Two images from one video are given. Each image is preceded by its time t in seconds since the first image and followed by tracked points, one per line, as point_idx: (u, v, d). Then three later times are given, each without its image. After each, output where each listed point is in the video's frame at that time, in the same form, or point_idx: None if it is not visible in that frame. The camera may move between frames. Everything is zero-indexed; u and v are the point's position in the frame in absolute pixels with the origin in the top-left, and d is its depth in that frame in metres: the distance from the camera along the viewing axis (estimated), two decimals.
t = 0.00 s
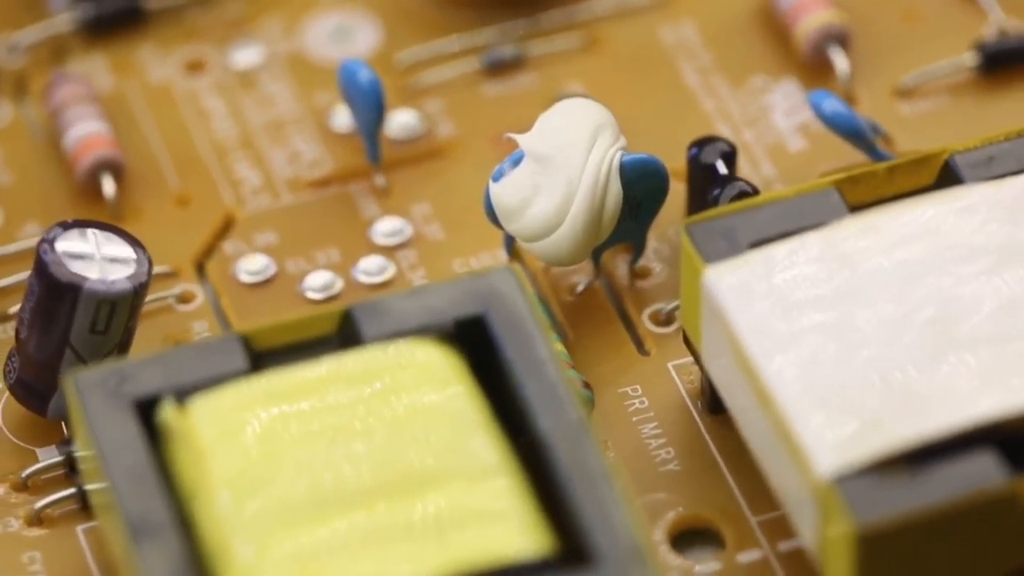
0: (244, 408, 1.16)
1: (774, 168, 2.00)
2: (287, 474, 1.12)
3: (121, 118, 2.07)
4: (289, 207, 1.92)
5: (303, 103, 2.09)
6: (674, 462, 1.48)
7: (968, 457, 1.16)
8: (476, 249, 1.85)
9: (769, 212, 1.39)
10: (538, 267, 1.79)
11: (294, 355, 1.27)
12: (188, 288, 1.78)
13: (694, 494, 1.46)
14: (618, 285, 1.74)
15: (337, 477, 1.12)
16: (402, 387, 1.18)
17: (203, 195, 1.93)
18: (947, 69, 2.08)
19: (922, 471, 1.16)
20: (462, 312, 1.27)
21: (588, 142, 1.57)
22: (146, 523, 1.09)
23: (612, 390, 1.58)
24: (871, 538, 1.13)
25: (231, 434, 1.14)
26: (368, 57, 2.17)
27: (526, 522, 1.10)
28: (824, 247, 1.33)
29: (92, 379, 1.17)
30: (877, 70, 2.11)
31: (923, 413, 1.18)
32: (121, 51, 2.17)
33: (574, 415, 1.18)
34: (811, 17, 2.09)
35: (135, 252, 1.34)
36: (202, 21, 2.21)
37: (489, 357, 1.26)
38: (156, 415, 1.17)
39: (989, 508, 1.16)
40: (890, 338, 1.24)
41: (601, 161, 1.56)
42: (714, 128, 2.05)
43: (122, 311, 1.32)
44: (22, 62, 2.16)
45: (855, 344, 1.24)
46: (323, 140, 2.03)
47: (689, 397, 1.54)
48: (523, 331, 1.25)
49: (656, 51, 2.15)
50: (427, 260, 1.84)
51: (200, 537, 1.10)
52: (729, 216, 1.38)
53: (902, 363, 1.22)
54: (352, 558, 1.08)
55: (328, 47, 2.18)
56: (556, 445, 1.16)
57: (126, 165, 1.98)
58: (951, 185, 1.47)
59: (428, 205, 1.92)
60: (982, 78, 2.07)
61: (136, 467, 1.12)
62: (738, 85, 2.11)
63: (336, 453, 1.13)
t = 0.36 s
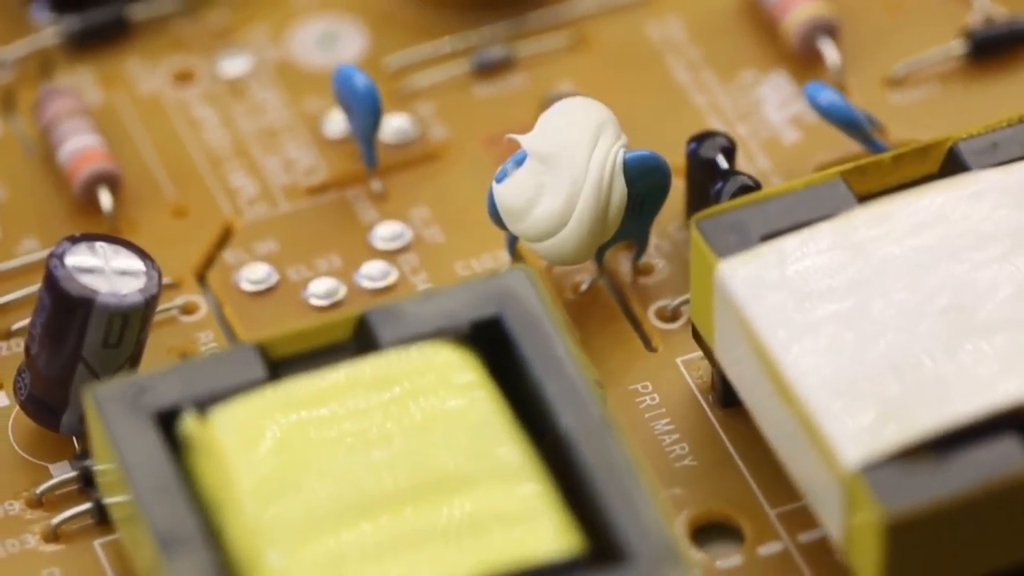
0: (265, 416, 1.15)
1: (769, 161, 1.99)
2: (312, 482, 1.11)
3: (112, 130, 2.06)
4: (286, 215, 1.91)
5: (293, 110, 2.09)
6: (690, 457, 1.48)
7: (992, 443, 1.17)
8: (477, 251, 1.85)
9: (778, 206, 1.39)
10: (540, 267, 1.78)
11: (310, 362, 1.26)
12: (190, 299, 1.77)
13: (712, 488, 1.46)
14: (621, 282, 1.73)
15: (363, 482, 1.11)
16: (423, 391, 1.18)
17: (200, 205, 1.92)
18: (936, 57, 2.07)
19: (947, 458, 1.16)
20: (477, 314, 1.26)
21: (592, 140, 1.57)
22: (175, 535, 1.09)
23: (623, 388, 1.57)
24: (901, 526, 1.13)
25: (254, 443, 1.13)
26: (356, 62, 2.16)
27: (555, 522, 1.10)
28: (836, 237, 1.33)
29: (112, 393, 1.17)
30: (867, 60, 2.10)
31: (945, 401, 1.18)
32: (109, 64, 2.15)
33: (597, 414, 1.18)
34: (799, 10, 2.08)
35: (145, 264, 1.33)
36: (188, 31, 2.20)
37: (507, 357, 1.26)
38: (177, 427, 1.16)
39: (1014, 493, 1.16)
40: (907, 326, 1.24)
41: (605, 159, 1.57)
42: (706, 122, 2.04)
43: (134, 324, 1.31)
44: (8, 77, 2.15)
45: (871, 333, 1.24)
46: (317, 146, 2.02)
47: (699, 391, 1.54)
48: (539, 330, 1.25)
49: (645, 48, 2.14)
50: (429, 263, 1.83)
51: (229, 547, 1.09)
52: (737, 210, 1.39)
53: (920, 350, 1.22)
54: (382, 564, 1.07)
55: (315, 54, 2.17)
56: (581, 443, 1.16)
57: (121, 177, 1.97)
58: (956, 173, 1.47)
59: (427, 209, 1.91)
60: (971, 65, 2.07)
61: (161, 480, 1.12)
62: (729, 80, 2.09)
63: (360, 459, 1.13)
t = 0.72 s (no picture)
0: (289, 423, 1.15)
1: (764, 155, 1.98)
2: (340, 488, 1.11)
3: (104, 144, 2.03)
4: (284, 223, 1.90)
5: (284, 119, 2.06)
6: (705, 452, 1.48)
7: (1015, 427, 1.18)
8: (479, 253, 1.84)
9: (787, 197, 1.40)
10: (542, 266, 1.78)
11: (328, 369, 1.26)
12: (195, 309, 1.76)
13: (729, 482, 1.45)
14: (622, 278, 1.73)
15: (391, 487, 1.11)
16: (446, 393, 1.17)
17: (198, 217, 1.91)
18: (923, 45, 2.06)
19: (972, 444, 1.17)
20: (493, 315, 1.26)
21: (594, 138, 1.57)
22: (206, 547, 1.08)
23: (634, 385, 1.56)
24: (930, 513, 1.14)
25: (278, 451, 1.13)
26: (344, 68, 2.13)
27: (586, 521, 1.10)
28: (847, 227, 1.33)
29: (133, 407, 1.16)
30: (855, 51, 2.08)
31: (966, 388, 1.19)
32: (96, 76, 2.13)
33: (620, 411, 1.18)
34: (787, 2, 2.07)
35: (155, 275, 1.32)
36: (175, 41, 2.16)
37: (525, 357, 1.26)
38: (201, 438, 1.15)
39: None
40: (924, 313, 1.25)
41: (609, 156, 1.57)
42: (699, 117, 2.02)
43: (149, 336, 1.30)
44: None
45: (888, 321, 1.25)
46: (311, 153, 2.01)
47: (709, 385, 1.53)
48: (557, 329, 1.24)
49: (635, 46, 2.11)
50: (432, 266, 1.83)
51: (261, 557, 1.09)
52: (747, 202, 1.39)
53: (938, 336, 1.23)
54: (416, 569, 1.07)
55: (302, 60, 2.14)
56: (607, 441, 1.16)
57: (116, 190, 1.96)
58: (959, 159, 1.49)
59: (426, 212, 1.91)
60: (957, 53, 2.06)
61: (188, 492, 1.11)
62: (719, 74, 2.08)
63: (387, 464, 1.12)
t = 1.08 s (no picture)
0: (310, 429, 1.14)
1: (759, 148, 1.97)
2: (365, 493, 1.10)
3: (97, 157, 2.01)
4: (283, 231, 1.89)
5: (277, 126, 2.05)
6: (718, 446, 1.47)
7: None
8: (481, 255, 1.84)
9: (795, 189, 1.40)
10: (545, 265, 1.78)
11: (344, 374, 1.25)
12: (199, 319, 1.75)
13: (744, 476, 1.45)
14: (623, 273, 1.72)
15: (416, 490, 1.11)
16: (466, 396, 1.17)
17: (197, 227, 1.90)
18: (911, 34, 2.05)
19: (993, 429, 1.17)
20: (508, 315, 1.25)
21: (596, 136, 1.58)
22: (235, 558, 1.07)
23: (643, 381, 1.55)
24: (955, 501, 1.14)
25: (301, 457, 1.12)
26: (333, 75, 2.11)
27: (613, 519, 1.10)
28: (857, 217, 1.34)
29: (153, 419, 1.15)
30: (844, 41, 2.07)
31: (984, 374, 1.19)
32: (85, 88, 2.11)
33: (641, 408, 1.17)
34: None
35: (166, 286, 1.32)
36: (162, 53, 2.15)
37: (542, 357, 1.25)
38: (222, 448, 1.15)
39: None
40: (939, 300, 1.25)
41: (612, 153, 1.57)
42: (692, 113, 2.01)
43: (162, 347, 1.29)
44: None
45: (902, 309, 1.25)
46: (305, 160, 1.99)
47: (719, 379, 1.52)
48: (573, 328, 1.24)
49: (622, 43, 2.10)
50: (434, 269, 1.82)
51: (291, 565, 1.09)
52: (756, 196, 1.39)
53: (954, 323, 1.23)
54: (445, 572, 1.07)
55: (290, 67, 2.12)
56: (630, 437, 1.15)
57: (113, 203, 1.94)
58: (962, 147, 1.50)
59: (424, 216, 1.90)
60: (946, 41, 2.04)
61: (213, 503, 1.10)
62: (708, 68, 2.07)
63: (411, 468, 1.12)
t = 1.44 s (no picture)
0: (334, 436, 1.14)
1: (753, 142, 1.97)
2: (393, 497, 1.10)
3: (91, 170, 2.00)
4: (282, 239, 1.89)
5: (269, 134, 2.03)
6: (733, 440, 1.47)
7: None
8: (482, 257, 1.84)
9: (801, 181, 1.40)
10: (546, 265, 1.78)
11: (362, 380, 1.25)
12: (205, 330, 1.75)
13: (760, 469, 1.45)
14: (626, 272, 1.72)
15: (444, 493, 1.10)
16: (488, 397, 1.17)
17: (196, 238, 1.89)
18: (898, 24, 2.05)
19: (1015, 413, 1.18)
20: (524, 315, 1.25)
21: (598, 134, 1.58)
22: (266, 565, 1.07)
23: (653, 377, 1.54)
24: (982, 485, 1.14)
25: (327, 464, 1.12)
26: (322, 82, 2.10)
27: (642, 516, 1.10)
28: (867, 207, 1.34)
29: (174, 430, 1.15)
30: (832, 32, 2.07)
31: (1003, 359, 1.20)
32: (74, 102, 2.09)
33: (663, 404, 1.18)
34: None
35: (177, 297, 1.31)
36: (150, 64, 2.13)
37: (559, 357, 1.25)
38: (246, 458, 1.14)
39: None
40: (954, 287, 1.26)
41: (614, 150, 1.58)
42: (685, 109, 2.01)
43: (176, 359, 1.29)
44: None
45: (918, 297, 1.25)
46: (300, 167, 1.99)
47: (728, 373, 1.52)
48: (589, 326, 1.24)
49: (610, 41, 2.10)
50: (436, 273, 1.82)
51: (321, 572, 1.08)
52: (763, 189, 1.39)
53: (971, 309, 1.24)
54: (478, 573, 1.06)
55: (278, 75, 2.10)
56: (653, 434, 1.16)
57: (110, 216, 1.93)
58: (965, 134, 1.52)
59: (423, 219, 1.90)
60: (934, 30, 2.04)
61: (241, 512, 1.10)
62: (697, 64, 2.06)
63: (437, 471, 1.12)
